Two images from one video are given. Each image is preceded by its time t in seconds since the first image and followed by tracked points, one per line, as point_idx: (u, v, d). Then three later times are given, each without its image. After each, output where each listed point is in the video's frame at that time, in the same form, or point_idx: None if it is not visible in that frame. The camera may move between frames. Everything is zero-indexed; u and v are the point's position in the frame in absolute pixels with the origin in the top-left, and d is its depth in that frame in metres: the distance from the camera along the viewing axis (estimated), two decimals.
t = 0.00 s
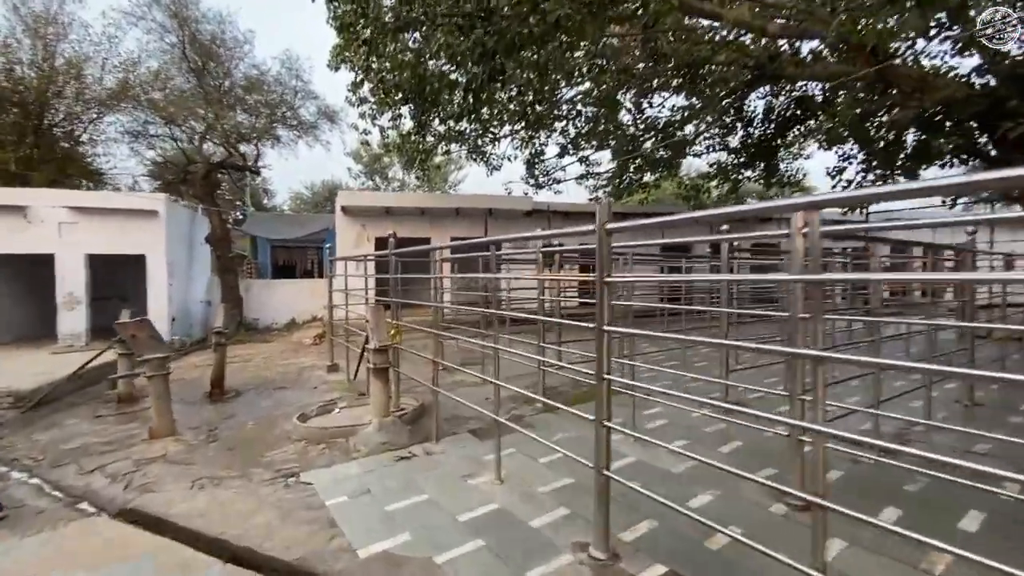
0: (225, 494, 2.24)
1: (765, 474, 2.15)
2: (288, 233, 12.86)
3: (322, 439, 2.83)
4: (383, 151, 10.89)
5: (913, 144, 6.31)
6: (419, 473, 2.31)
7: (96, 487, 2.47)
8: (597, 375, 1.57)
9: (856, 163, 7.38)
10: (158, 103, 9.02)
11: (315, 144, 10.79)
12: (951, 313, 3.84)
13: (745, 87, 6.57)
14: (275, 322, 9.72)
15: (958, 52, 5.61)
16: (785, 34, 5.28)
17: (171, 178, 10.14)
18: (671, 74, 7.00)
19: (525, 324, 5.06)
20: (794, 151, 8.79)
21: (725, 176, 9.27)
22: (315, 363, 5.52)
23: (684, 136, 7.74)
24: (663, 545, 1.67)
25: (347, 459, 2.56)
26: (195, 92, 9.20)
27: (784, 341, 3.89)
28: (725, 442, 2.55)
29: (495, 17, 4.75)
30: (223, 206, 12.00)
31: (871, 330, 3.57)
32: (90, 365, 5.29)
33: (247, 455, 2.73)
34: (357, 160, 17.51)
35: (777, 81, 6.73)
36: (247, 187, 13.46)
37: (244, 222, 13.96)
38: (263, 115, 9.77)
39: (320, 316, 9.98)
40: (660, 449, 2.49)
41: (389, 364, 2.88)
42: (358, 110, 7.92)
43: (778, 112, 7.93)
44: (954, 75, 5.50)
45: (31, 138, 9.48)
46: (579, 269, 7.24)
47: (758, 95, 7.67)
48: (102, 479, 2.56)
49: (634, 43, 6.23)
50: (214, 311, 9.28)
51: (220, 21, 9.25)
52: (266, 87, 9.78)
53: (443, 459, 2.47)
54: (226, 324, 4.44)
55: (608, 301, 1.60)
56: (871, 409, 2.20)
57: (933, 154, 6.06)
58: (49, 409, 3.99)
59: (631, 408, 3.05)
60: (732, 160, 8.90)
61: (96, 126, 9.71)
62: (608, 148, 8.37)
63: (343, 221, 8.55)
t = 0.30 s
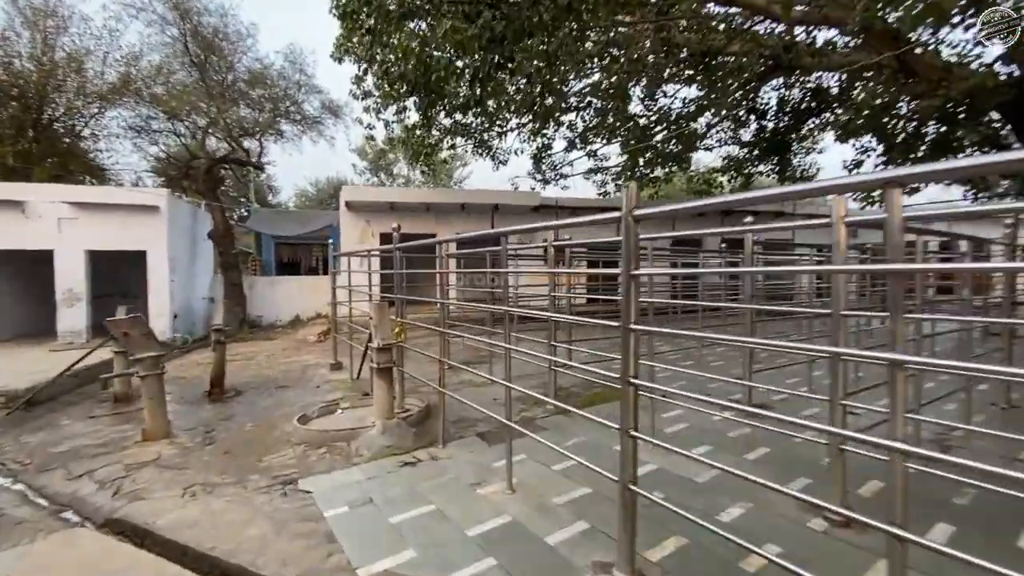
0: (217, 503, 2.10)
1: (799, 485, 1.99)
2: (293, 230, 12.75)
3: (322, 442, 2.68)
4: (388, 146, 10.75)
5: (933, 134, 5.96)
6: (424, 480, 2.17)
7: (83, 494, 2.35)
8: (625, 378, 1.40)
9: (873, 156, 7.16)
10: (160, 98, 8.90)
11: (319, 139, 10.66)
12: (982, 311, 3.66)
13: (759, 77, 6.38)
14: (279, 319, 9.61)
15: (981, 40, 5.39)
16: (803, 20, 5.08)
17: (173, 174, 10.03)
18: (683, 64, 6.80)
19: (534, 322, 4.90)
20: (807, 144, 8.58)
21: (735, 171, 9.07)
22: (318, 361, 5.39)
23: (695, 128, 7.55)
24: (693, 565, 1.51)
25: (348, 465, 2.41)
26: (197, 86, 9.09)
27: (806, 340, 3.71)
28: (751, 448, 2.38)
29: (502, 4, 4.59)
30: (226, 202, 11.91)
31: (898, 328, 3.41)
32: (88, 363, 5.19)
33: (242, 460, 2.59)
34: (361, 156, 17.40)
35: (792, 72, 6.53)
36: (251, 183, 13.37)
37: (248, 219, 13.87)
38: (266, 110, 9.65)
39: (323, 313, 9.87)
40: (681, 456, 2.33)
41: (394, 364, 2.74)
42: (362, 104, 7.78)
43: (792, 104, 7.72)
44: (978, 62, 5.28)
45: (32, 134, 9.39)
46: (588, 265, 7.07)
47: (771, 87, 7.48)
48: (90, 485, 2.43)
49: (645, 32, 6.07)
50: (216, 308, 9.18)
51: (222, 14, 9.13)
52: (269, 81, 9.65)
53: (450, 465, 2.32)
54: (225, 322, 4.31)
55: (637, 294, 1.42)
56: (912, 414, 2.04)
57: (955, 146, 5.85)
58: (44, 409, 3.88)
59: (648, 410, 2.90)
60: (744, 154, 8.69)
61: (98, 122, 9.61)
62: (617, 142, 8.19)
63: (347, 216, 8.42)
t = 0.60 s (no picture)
0: (194, 526, 1.93)
1: (826, 506, 1.84)
2: (289, 230, 12.57)
3: (312, 455, 2.52)
4: (386, 144, 10.59)
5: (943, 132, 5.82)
6: (420, 500, 2.00)
7: (53, 514, 2.18)
8: (647, 397, 1.24)
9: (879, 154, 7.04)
10: (154, 95, 8.72)
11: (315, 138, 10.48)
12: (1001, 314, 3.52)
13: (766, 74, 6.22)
14: (274, 321, 9.44)
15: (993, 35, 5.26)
16: (812, 14, 4.94)
17: (167, 173, 9.85)
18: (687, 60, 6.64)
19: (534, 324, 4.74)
20: (811, 142, 8.44)
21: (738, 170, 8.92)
22: (312, 365, 5.22)
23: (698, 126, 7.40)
24: None
25: (338, 482, 2.25)
26: (191, 83, 8.92)
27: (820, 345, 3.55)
28: (771, 464, 2.22)
29: None
30: (221, 202, 11.73)
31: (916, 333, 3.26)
32: (74, 367, 5.01)
33: (226, 475, 2.43)
34: (359, 155, 17.22)
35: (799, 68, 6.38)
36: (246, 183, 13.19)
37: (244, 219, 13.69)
38: (261, 107, 9.48)
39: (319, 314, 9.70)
40: (698, 472, 2.17)
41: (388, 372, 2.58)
42: (358, 101, 7.62)
43: (797, 101, 7.58)
44: (990, 57, 5.15)
45: (21, 132, 9.20)
46: (590, 266, 6.92)
47: (776, 84, 7.33)
48: (61, 504, 2.26)
49: (648, 27, 5.92)
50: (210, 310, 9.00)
51: (216, 9, 8.95)
52: (264, 78, 9.48)
53: (448, 483, 2.15)
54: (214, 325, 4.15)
55: (660, 300, 1.24)
56: (952, 430, 1.87)
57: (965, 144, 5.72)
58: (22, 417, 3.70)
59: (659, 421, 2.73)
60: (748, 152, 8.54)
61: (89, 119, 9.42)
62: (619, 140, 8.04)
63: (343, 216, 8.24)
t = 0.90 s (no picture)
0: (188, 538, 1.82)
1: (865, 519, 1.71)
2: (293, 227, 12.49)
3: (314, 461, 2.40)
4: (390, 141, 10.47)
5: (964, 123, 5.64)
6: (427, 510, 1.88)
7: (41, 523, 2.07)
8: (685, 405, 1.10)
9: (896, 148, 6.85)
10: (156, 91, 8.63)
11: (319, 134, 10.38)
12: None
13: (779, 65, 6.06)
14: (278, 319, 9.36)
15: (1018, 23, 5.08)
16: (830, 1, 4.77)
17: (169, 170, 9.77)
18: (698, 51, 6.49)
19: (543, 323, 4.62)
20: (824, 136, 8.25)
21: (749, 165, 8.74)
22: (316, 364, 5.11)
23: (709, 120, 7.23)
24: None
25: (341, 490, 2.13)
26: (193, 78, 8.82)
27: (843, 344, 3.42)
28: (801, 472, 2.08)
29: None
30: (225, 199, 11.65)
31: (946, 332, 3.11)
32: (74, 367, 4.93)
33: (224, 482, 2.32)
34: (363, 152, 17.14)
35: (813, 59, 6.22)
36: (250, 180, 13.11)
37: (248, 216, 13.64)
38: (264, 103, 9.38)
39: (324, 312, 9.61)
40: (723, 480, 2.04)
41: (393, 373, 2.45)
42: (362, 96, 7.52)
43: (809, 94, 7.41)
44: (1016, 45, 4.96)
45: (23, 128, 9.16)
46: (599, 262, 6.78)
47: (789, 77, 7.16)
48: (52, 512, 2.16)
49: (658, 16, 5.77)
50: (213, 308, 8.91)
51: (218, 3, 8.85)
52: (268, 73, 9.37)
53: (457, 491, 2.03)
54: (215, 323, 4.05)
55: (698, 296, 1.09)
56: (999, 437, 1.73)
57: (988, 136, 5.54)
58: (20, 418, 3.62)
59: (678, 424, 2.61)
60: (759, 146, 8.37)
61: (92, 116, 9.38)
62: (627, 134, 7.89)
63: (347, 213, 8.12)
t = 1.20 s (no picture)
0: (181, 562, 1.68)
1: (922, 545, 1.56)
2: (295, 228, 12.37)
3: (316, 475, 2.25)
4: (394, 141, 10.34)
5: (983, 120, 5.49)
6: (439, 532, 1.74)
7: (25, 544, 1.93)
8: (746, 428, 0.95)
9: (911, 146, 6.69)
10: (157, 91, 8.51)
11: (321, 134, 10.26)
12: None
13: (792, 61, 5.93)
14: (280, 322, 9.23)
15: None
16: None
17: (169, 171, 9.65)
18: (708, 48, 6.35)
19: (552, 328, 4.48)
20: (835, 135, 8.10)
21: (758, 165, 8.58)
22: (319, 369, 4.97)
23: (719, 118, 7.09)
24: None
25: (346, 507, 1.99)
26: (194, 77, 8.71)
27: (869, 349, 3.26)
28: (842, 489, 1.94)
29: None
30: (227, 201, 11.55)
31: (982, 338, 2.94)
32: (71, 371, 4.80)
33: (223, 498, 2.18)
34: (365, 153, 17.04)
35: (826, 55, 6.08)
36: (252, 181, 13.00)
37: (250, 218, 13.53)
38: (266, 102, 9.26)
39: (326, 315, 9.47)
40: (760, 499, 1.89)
41: (401, 382, 2.31)
42: (365, 95, 7.41)
43: (821, 93, 7.27)
44: None
45: (22, 129, 9.06)
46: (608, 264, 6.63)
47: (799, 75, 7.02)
48: (38, 531, 2.02)
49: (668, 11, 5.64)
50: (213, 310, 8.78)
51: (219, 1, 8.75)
52: (269, 73, 9.26)
53: (471, 510, 1.89)
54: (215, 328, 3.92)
55: (760, 302, 0.95)
56: None
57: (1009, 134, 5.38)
58: (12, 426, 3.48)
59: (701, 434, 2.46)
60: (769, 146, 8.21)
61: (92, 116, 9.28)
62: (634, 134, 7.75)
63: (349, 214, 7.99)
